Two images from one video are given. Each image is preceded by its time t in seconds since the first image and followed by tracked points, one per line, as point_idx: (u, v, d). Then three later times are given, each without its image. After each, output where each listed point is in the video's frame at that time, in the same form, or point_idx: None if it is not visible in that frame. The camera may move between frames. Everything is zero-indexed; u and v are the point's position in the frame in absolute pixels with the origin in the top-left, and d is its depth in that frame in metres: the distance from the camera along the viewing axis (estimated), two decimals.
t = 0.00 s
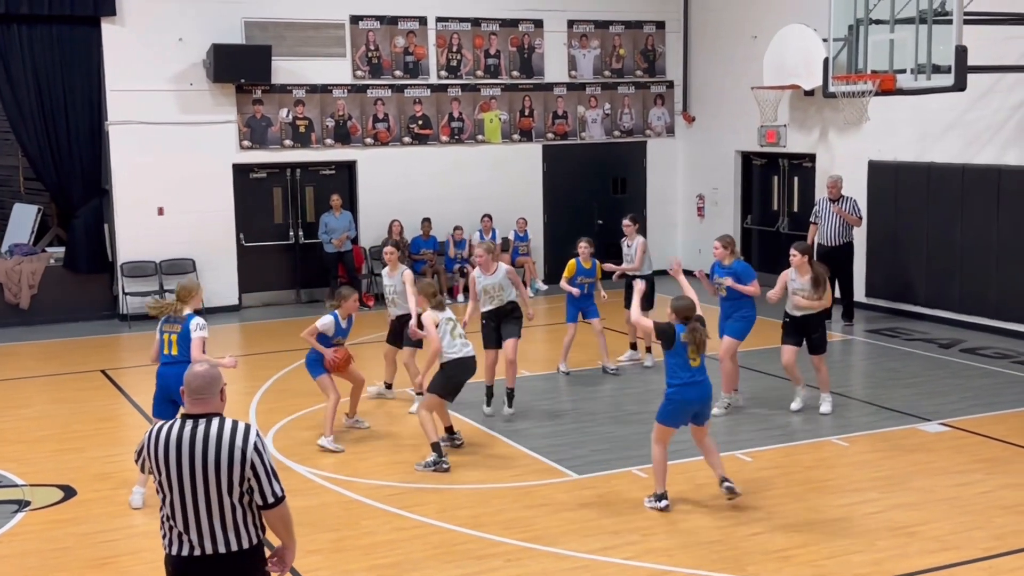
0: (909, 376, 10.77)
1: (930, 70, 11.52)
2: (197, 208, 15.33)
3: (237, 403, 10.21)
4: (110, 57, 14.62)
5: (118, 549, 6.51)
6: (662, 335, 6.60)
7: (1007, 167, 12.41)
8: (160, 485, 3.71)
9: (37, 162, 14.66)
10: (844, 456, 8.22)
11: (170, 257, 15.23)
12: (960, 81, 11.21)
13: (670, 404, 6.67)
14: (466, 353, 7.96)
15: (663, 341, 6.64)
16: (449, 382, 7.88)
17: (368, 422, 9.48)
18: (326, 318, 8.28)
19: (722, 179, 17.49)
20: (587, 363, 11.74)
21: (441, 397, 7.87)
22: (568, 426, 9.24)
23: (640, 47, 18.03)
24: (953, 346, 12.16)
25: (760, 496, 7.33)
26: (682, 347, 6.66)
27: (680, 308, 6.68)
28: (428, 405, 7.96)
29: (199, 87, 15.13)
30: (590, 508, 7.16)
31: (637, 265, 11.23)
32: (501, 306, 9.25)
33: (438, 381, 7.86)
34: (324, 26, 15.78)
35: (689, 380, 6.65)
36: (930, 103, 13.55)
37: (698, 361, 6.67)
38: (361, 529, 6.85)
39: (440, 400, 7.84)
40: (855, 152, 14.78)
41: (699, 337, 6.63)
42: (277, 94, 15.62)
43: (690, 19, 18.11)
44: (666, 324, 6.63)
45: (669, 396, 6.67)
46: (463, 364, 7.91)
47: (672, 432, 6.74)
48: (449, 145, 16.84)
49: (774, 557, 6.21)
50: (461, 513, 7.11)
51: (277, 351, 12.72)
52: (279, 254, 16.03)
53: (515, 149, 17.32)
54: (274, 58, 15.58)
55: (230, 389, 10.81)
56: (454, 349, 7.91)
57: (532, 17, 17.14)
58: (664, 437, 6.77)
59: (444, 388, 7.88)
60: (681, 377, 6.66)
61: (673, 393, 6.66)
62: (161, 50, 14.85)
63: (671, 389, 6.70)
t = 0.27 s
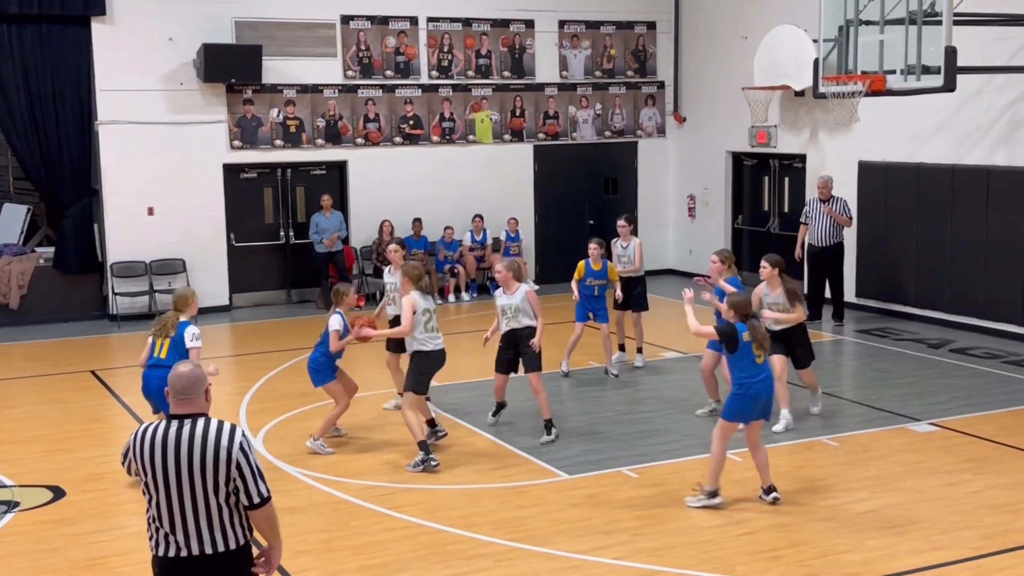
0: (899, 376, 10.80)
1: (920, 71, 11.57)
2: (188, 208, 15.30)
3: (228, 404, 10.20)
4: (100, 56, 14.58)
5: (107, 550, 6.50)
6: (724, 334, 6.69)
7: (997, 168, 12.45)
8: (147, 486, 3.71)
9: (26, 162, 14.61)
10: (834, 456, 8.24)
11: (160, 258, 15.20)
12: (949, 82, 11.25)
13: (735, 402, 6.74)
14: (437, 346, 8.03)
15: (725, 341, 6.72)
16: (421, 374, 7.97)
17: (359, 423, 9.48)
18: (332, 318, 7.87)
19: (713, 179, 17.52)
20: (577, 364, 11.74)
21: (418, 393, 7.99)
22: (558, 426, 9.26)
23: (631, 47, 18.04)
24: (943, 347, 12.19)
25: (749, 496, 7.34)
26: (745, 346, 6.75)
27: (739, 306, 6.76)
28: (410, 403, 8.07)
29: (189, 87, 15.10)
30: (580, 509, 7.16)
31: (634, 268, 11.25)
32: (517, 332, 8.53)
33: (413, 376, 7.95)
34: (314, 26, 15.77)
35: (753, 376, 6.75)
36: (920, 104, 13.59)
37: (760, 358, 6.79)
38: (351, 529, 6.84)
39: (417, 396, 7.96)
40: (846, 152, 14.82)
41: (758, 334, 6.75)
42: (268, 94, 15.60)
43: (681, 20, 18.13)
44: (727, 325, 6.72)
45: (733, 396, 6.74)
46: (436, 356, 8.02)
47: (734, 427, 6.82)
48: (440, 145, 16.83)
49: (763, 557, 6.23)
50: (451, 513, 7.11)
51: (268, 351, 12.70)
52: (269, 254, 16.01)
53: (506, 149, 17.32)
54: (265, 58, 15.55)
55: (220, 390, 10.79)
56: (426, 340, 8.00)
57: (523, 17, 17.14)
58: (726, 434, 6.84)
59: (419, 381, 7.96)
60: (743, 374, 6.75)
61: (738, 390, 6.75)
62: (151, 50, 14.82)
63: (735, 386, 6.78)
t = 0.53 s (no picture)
0: (891, 375, 10.83)
1: (911, 71, 11.60)
2: (179, 208, 15.26)
3: (219, 404, 10.18)
4: (91, 56, 14.54)
5: (98, 550, 6.48)
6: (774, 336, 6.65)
7: (988, 168, 12.49)
8: (135, 487, 3.70)
9: (17, 162, 14.55)
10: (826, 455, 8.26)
11: (152, 258, 15.17)
12: (940, 82, 11.29)
13: (789, 401, 6.70)
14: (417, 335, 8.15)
15: (772, 341, 6.69)
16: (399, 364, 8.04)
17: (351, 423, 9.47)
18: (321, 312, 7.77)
19: (705, 179, 17.54)
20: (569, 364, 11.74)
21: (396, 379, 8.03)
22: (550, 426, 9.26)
23: (623, 47, 18.06)
24: (934, 346, 12.23)
25: (741, 495, 7.35)
26: (792, 345, 6.72)
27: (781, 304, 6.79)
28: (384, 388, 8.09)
29: (180, 86, 15.07)
30: (572, 508, 7.17)
31: (619, 265, 11.28)
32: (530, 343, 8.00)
33: (393, 364, 8.03)
34: (306, 26, 15.75)
35: (803, 374, 6.72)
36: (911, 104, 13.63)
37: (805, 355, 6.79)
38: (342, 529, 6.83)
39: (395, 383, 8.01)
40: (837, 152, 14.86)
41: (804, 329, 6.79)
42: (259, 94, 15.57)
43: (673, 20, 18.15)
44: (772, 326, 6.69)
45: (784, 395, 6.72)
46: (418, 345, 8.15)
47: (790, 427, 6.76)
48: (432, 145, 16.82)
49: (754, 556, 6.24)
50: (443, 513, 7.10)
51: (260, 351, 12.68)
52: (261, 254, 15.98)
53: (499, 149, 17.32)
54: (256, 57, 15.52)
55: (211, 389, 10.77)
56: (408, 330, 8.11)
57: (515, 17, 17.14)
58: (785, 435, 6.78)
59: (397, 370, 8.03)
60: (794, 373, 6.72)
61: (790, 390, 6.70)
62: (142, 49, 14.79)
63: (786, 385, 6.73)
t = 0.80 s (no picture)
0: (882, 375, 10.86)
1: (903, 71, 11.64)
2: (171, 207, 15.24)
3: (212, 404, 10.16)
4: (83, 55, 14.51)
5: (90, 550, 6.47)
6: (826, 335, 6.62)
7: (979, 168, 12.53)
8: (125, 487, 3.69)
9: (8, 162, 14.50)
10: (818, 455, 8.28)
11: (144, 257, 15.15)
12: (931, 82, 11.32)
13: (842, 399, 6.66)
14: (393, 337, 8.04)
15: (824, 341, 6.65)
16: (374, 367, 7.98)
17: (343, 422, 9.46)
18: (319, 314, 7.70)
19: (698, 179, 17.56)
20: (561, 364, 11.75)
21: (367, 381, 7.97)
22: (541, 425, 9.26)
23: (616, 47, 18.07)
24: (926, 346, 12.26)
25: (733, 495, 7.36)
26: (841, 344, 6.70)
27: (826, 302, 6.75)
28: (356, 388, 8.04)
29: (172, 86, 15.04)
30: (564, 508, 7.17)
31: (606, 266, 11.28)
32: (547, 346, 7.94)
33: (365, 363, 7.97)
34: (298, 25, 15.73)
35: (853, 371, 6.70)
36: (903, 105, 13.67)
37: (851, 353, 6.79)
38: (334, 529, 6.83)
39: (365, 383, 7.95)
40: (829, 152, 14.89)
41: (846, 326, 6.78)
42: (252, 93, 15.55)
43: (666, 20, 18.17)
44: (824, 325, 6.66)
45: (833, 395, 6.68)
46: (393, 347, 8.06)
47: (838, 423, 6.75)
48: (425, 144, 16.81)
49: (746, 556, 6.25)
50: (436, 513, 7.10)
51: (252, 351, 12.67)
52: (253, 253, 15.96)
53: (491, 148, 17.32)
54: (249, 57, 15.50)
55: (203, 389, 10.75)
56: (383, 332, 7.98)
57: (508, 17, 17.15)
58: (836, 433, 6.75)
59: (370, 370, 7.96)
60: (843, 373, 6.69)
61: (842, 388, 6.66)
62: (134, 49, 14.76)
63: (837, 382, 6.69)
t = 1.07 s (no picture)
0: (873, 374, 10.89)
1: (894, 71, 11.66)
2: (163, 207, 15.20)
3: (204, 404, 10.15)
4: (74, 54, 14.47)
5: (81, 550, 6.46)
6: (858, 339, 6.46)
7: (970, 168, 12.57)
8: (117, 487, 3.68)
9: None
10: (809, 454, 8.30)
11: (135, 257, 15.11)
12: (922, 82, 11.34)
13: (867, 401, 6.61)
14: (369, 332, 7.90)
15: (853, 344, 6.53)
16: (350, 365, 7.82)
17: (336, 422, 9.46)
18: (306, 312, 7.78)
19: (690, 179, 17.59)
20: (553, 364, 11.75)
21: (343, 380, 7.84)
22: (533, 425, 9.27)
23: (608, 47, 18.07)
24: (917, 345, 12.30)
25: (725, 494, 7.38)
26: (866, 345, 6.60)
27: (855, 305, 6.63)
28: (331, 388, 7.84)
29: (164, 85, 15.00)
30: (557, 507, 7.18)
31: (600, 267, 11.27)
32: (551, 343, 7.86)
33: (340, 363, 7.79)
34: (290, 25, 15.71)
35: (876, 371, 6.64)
36: (894, 104, 13.71)
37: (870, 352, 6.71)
38: (327, 529, 6.83)
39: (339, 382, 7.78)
40: (820, 151, 14.93)
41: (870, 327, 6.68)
42: (243, 92, 15.52)
43: (658, 19, 18.19)
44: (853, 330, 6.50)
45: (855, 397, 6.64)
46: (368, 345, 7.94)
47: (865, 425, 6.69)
48: (417, 144, 16.81)
49: (738, 554, 6.26)
50: (428, 513, 7.10)
51: (244, 351, 12.65)
52: (245, 253, 15.93)
53: (484, 148, 17.32)
54: (241, 56, 15.48)
55: (195, 389, 10.73)
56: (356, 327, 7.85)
57: (500, 16, 17.15)
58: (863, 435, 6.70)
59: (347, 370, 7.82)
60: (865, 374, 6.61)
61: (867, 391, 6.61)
62: (125, 48, 14.72)
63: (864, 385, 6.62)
